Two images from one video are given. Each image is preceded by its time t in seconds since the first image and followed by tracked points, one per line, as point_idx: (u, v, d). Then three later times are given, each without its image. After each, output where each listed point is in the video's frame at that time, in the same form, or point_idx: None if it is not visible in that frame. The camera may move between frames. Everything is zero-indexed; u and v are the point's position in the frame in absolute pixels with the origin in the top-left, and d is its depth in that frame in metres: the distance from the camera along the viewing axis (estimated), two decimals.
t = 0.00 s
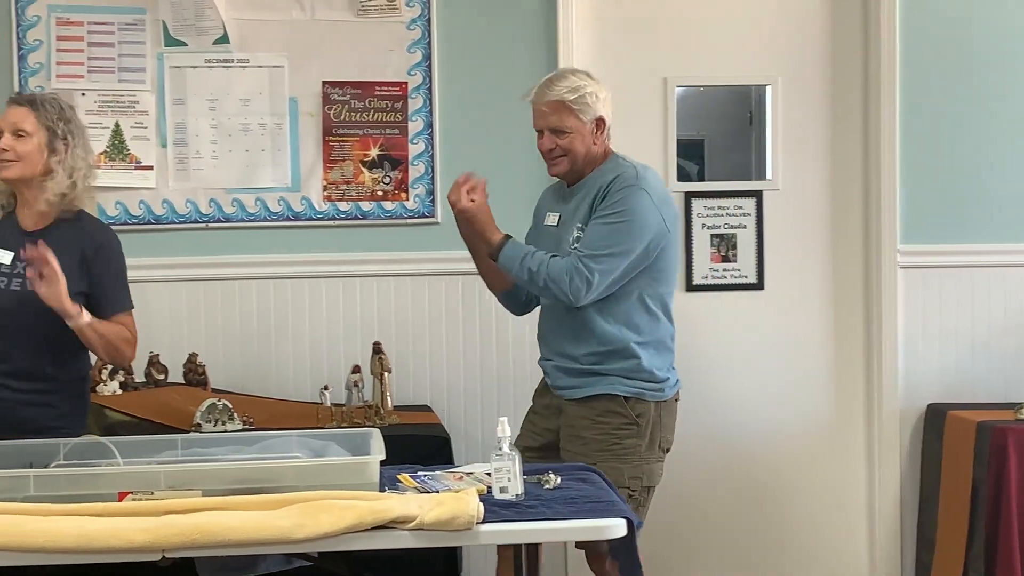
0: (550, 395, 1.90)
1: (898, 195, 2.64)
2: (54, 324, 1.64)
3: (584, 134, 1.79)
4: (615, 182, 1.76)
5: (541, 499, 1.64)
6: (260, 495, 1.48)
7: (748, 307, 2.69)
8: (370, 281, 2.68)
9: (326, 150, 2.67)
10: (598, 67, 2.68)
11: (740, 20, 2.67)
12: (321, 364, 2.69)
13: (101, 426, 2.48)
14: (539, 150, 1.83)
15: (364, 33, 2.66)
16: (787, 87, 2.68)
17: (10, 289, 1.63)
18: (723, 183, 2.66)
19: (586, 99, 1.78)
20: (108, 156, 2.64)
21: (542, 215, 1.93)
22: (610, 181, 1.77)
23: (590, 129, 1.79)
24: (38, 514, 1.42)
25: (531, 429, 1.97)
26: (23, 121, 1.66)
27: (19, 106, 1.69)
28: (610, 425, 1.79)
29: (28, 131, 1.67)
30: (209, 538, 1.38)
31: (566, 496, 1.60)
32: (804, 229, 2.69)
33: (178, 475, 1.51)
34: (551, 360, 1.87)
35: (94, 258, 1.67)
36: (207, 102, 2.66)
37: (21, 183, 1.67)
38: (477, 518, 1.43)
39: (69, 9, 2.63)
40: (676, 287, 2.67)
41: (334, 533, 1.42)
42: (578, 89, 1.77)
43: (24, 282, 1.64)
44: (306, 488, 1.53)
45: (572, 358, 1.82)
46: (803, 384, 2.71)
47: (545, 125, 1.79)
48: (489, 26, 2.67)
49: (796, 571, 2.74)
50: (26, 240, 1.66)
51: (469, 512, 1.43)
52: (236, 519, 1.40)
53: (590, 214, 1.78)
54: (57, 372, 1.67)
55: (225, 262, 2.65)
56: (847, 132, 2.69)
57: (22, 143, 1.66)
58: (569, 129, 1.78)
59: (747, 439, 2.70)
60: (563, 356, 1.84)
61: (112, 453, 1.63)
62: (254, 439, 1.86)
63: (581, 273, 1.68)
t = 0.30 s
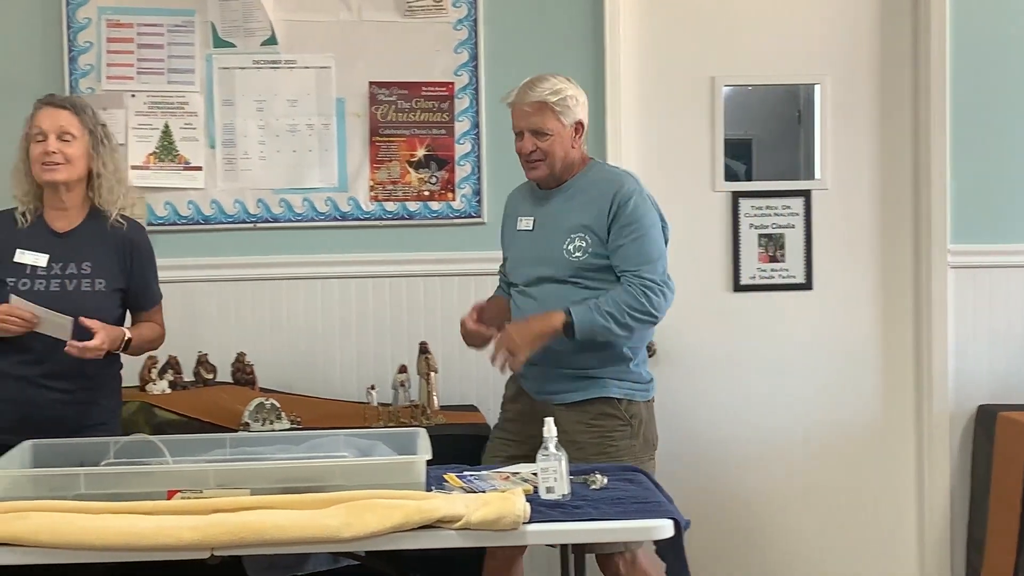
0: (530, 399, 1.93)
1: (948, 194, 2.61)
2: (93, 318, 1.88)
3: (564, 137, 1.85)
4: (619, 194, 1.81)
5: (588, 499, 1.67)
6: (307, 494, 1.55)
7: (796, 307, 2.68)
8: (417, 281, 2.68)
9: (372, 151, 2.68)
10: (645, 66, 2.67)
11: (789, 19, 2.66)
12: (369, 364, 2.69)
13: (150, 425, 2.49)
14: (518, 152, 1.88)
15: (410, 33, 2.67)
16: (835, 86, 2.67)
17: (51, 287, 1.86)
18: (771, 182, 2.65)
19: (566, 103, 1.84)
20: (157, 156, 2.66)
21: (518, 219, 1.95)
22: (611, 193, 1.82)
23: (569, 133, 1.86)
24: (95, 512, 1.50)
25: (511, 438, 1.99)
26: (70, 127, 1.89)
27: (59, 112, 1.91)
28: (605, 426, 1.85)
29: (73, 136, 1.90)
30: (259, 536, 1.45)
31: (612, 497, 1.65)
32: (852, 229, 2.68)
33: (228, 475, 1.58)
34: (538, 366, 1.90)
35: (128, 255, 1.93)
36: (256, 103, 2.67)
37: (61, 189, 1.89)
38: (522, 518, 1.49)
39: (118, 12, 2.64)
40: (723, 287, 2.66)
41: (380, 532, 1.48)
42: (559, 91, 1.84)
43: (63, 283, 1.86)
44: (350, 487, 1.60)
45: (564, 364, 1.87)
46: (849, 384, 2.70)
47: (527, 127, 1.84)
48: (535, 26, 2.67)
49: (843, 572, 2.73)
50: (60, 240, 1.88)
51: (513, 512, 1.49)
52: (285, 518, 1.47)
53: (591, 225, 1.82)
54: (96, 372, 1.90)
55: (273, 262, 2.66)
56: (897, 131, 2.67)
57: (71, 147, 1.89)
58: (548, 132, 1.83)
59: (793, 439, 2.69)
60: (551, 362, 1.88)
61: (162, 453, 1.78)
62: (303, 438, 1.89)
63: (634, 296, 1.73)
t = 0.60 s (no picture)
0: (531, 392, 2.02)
1: (1010, 194, 2.60)
2: (130, 312, 2.06)
3: (560, 133, 1.94)
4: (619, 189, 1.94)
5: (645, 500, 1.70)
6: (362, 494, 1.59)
7: (855, 307, 2.67)
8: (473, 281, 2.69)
9: (429, 151, 2.68)
10: (703, 64, 2.66)
11: (848, 17, 2.65)
12: (425, 364, 2.70)
13: (209, 423, 2.50)
14: (514, 150, 1.95)
15: (467, 33, 2.67)
16: (895, 85, 2.65)
17: (91, 285, 2.02)
18: (830, 182, 2.65)
19: (560, 99, 1.93)
20: (216, 157, 2.67)
21: (511, 216, 2.04)
22: (610, 189, 1.94)
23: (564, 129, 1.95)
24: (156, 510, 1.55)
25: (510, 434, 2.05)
26: (112, 134, 2.05)
27: (98, 118, 2.06)
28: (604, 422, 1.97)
29: (113, 142, 2.06)
30: (316, 534, 1.49)
31: (669, 497, 1.70)
32: (911, 229, 2.66)
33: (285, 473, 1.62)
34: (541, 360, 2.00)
35: (157, 253, 2.12)
36: (314, 104, 2.68)
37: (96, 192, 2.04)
38: (579, 518, 1.52)
39: (178, 13, 2.66)
40: (782, 286, 2.66)
41: (436, 531, 1.52)
42: (553, 87, 1.93)
43: (99, 280, 2.03)
44: (406, 486, 1.65)
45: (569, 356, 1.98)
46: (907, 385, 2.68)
47: (524, 124, 1.92)
48: (592, 26, 2.67)
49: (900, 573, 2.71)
50: (92, 240, 2.04)
51: (571, 512, 1.52)
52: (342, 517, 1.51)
53: (596, 221, 1.94)
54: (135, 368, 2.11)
55: (330, 262, 2.67)
56: (958, 129, 2.65)
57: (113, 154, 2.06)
58: (546, 129, 1.92)
59: (850, 439, 2.69)
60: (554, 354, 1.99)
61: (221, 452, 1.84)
62: (362, 438, 1.92)
63: (651, 292, 1.89)
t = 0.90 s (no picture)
0: (570, 397, 2.02)
1: None
2: (171, 312, 2.10)
3: (587, 137, 1.92)
4: (650, 192, 1.92)
5: (703, 501, 1.71)
6: (420, 493, 1.60)
7: (916, 307, 2.65)
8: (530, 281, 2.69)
9: (487, 151, 2.69)
10: (762, 63, 2.66)
11: (910, 15, 2.63)
12: (482, 364, 2.70)
13: (268, 422, 2.48)
14: (541, 151, 1.94)
15: (525, 33, 2.68)
16: (958, 84, 2.63)
17: (135, 287, 2.06)
18: (891, 182, 2.63)
19: (589, 103, 1.91)
20: (276, 158, 2.69)
21: (542, 221, 2.03)
22: (641, 191, 1.93)
23: (592, 133, 1.93)
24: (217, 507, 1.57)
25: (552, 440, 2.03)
26: (156, 145, 2.09)
27: (141, 129, 2.09)
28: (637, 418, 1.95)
29: (158, 154, 2.11)
30: (375, 533, 1.50)
31: (728, 498, 1.71)
32: (972, 229, 2.64)
33: (344, 472, 1.64)
34: (579, 364, 2.00)
35: (192, 256, 2.18)
36: (372, 104, 2.69)
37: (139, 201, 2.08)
38: (636, 519, 1.52)
39: (238, 15, 2.68)
40: (842, 287, 2.66)
41: (493, 531, 1.53)
42: (582, 91, 1.91)
43: (144, 281, 2.07)
44: (463, 486, 1.66)
45: (605, 361, 1.98)
46: (967, 385, 2.66)
47: (549, 127, 1.91)
48: (651, 26, 2.67)
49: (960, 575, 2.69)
50: (134, 243, 2.08)
51: (628, 513, 1.53)
52: (400, 516, 1.52)
53: (627, 225, 1.93)
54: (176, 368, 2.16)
55: (388, 262, 2.68)
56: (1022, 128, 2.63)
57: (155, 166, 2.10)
58: (572, 130, 1.90)
59: (909, 440, 2.67)
60: (592, 358, 1.99)
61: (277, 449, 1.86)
62: (420, 437, 1.92)
63: (681, 298, 1.88)
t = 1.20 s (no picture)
0: (609, 398, 1.99)
1: None
2: (217, 307, 2.12)
3: (627, 140, 1.86)
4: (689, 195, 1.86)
5: (757, 501, 1.67)
6: (472, 493, 1.59)
7: (970, 306, 2.64)
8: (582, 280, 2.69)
9: (539, 151, 2.69)
10: (817, 65, 2.67)
11: (966, 14, 2.63)
12: (534, 364, 2.70)
13: (321, 422, 2.48)
14: (581, 151, 1.90)
15: (578, 33, 2.68)
16: (1014, 82, 2.62)
17: (180, 282, 2.07)
18: (946, 181, 2.63)
19: (632, 106, 1.84)
20: (329, 158, 2.70)
21: (585, 219, 2.00)
22: (680, 194, 1.87)
23: (633, 135, 1.86)
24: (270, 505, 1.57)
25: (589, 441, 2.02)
26: (202, 146, 2.10)
27: (188, 131, 2.11)
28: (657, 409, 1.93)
29: (202, 156, 2.11)
30: (426, 532, 1.49)
31: (783, 499, 1.66)
32: None
33: (395, 470, 1.64)
34: (617, 366, 1.96)
35: (237, 253, 2.20)
36: (425, 104, 2.70)
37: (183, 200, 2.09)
38: (689, 519, 1.50)
39: (292, 15, 2.69)
40: (897, 287, 2.66)
41: (545, 531, 1.51)
42: (626, 93, 1.84)
43: (189, 277, 2.08)
44: (515, 486, 1.65)
45: (641, 364, 1.94)
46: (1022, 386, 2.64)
47: (589, 128, 1.87)
48: (705, 25, 2.66)
49: None
50: (178, 240, 2.10)
51: (680, 514, 1.50)
52: (452, 516, 1.51)
53: (665, 228, 1.88)
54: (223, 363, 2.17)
55: (441, 262, 2.69)
56: None
57: (199, 169, 2.11)
58: (611, 132, 1.85)
59: (963, 440, 2.66)
60: (629, 361, 1.95)
61: (329, 446, 1.87)
62: (470, 437, 1.91)
63: (709, 306, 1.81)
